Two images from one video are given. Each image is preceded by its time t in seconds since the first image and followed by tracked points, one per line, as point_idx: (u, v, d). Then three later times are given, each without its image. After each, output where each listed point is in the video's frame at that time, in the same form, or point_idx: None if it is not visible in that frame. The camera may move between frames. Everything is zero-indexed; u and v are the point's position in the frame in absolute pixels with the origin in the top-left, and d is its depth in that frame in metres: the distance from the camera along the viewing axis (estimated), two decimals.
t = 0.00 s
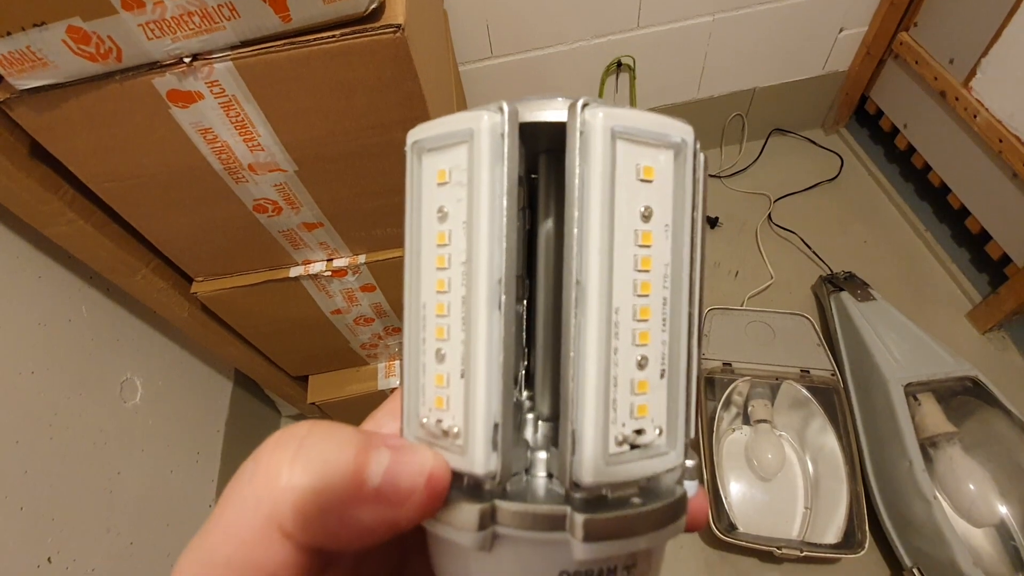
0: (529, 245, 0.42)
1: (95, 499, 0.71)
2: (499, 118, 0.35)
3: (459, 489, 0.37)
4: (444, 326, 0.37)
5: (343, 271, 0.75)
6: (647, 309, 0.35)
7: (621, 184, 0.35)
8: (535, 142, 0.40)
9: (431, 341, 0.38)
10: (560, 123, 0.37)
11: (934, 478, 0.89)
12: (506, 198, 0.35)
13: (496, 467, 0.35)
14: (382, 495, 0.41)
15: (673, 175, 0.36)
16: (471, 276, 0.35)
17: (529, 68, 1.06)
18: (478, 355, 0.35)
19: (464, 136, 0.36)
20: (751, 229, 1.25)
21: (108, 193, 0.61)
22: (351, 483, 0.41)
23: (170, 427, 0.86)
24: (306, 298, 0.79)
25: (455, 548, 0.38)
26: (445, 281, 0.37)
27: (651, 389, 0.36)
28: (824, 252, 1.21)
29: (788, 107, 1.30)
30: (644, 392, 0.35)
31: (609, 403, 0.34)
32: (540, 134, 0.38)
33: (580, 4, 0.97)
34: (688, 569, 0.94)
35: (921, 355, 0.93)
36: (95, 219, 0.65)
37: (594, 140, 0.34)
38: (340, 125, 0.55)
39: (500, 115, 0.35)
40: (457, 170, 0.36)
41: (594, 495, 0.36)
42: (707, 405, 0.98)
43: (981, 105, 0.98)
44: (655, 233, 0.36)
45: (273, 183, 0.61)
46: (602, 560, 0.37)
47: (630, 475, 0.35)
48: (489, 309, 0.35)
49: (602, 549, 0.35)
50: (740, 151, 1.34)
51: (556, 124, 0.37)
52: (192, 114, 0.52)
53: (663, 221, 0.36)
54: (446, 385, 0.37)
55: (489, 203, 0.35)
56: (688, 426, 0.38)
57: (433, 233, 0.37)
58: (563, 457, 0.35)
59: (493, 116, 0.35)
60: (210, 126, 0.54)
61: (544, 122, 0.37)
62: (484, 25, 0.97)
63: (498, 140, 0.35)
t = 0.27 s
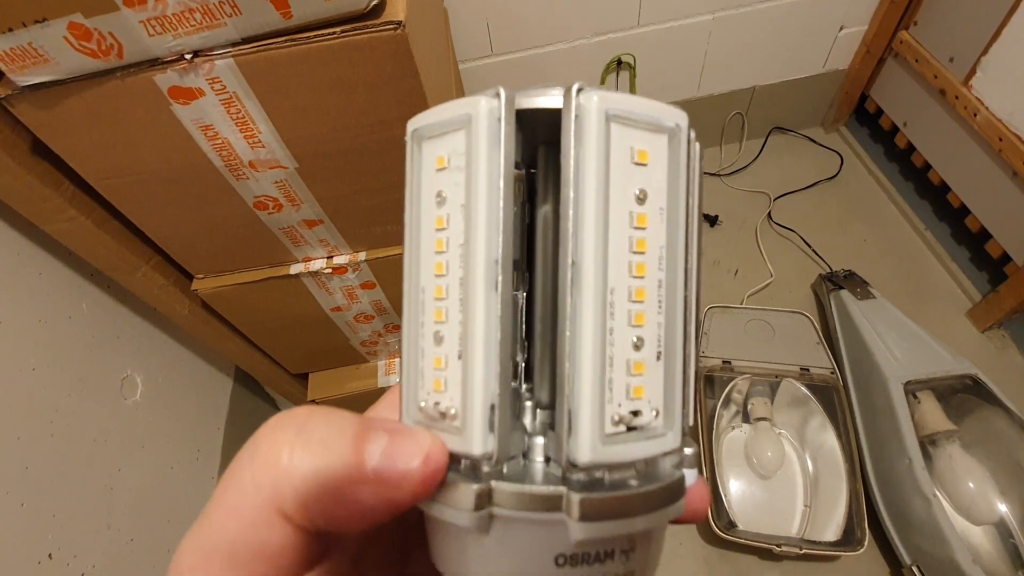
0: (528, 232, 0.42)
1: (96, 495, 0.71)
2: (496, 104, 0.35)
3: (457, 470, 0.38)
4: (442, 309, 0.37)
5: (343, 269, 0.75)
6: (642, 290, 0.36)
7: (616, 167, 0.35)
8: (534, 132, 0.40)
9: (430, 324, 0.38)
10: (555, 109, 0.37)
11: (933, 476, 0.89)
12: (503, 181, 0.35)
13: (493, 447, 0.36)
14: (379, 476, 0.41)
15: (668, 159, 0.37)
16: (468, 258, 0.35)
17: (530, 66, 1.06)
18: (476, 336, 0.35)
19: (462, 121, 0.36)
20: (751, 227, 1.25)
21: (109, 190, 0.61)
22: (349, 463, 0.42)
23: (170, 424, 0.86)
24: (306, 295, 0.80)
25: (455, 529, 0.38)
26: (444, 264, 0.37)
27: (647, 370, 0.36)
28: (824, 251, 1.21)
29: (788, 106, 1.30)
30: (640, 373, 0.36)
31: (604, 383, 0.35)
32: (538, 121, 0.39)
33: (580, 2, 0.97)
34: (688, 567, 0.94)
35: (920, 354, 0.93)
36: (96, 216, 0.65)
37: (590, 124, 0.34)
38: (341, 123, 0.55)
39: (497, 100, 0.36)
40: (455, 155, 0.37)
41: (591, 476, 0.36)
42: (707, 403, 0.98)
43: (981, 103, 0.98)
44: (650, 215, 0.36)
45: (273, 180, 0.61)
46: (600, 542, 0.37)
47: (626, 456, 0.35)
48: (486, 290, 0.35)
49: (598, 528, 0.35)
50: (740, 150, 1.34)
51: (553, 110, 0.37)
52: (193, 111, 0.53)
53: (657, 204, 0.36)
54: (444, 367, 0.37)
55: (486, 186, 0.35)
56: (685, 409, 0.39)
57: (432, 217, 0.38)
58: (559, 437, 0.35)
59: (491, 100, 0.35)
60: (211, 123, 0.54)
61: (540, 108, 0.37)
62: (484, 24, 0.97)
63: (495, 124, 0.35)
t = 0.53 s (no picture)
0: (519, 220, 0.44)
1: (95, 493, 0.71)
2: (481, 91, 0.37)
3: (446, 441, 0.38)
4: (433, 284, 0.38)
5: (343, 267, 0.75)
6: (622, 259, 0.38)
7: (594, 144, 0.38)
8: (525, 128, 0.43)
9: (421, 301, 0.39)
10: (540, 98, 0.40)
11: (933, 475, 0.89)
12: (489, 158, 0.37)
13: (480, 416, 0.36)
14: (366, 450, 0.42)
15: (643, 138, 0.39)
16: (456, 232, 0.37)
17: (529, 64, 1.06)
18: (463, 305, 0.36)
19: (450, 107, 0.38)
20: (750, 226, 1.25)
21: (108, 187, 0.61)
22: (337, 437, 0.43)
23: (170, 422, 0.86)
24: (306, 293, 0.80)
25: (445, 497, 0.38)
26: (434, 242, 0.38)
27: (630, 338, 0.37)
28: (824, 249, 1.21)
29: (788, 104, 1.30)
30: (623, 340, 0.37)
31: (587, 346, 0.36)
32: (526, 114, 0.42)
33: None
34: (687, 565, 0.94)
35: (920, 352, 0.93)
36: (96, 214, 0.65)
37: (567, 104, 0.37)
38: (340, 120, 0.55)
39: (482, 89, 0.37)
40: (444, 139, 0.39)
41: (579, 444, 0.36)
42: (706, 402, 0.98)
43: (982, 102, 0.98)
44: (627, 189, 0.38)
45: (273, 177, 0.61)
46: (587, 513, 0.37)
47: (612, 421, 0.36)
48: (473, 261, 0.36)
49: (583, 491, 0.35)
50: (740, 148, 1.34)
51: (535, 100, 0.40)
52: (193, 108, 0.53)
53: (634, 179, 0.39)
54: (434, 340, 0.38)
55: (473, 163, 0.37)
56: (672, 381, 0.39)
57: (424, 200, 0.39)
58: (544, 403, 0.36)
59: (476, 88, 0.37)
60: (210, 120, 0.54)
61: (524, 96, 0.39)
62: (484, 21, 0.97)
63: (480, 109, 0.37)
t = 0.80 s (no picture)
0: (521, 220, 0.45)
1: (95, 492, 0.71)
2: (481, 92, 0.37)
3: (446, 436, 0.38)
4: (434, 281, 0.38)
5: (343, 266, 0.75)
6: (620, 257, 0.38)
7: (591, 143, 0.38)
8: (525, 130, 0.44)
9: (422, 297, 0.39)
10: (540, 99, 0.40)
11: (932, 474, 0.89)
12: (488, 157, 0.37)
13: (479, 410, 0.36)
14: (366, 445, 0.42)
15: (641, 137, 0.39)
16: (455, 229, 0.37)
17: (529, 63, 1.06)
18: (463, 302, 0.36)
19: (450, 107, 0.38)
20: (750, 225, 1.25)
21: (108, 186, 0.61)
22: (338, 432, 0.43)
23: (170, 421, 0.86)
24: (306, 292, 0.80)
25: (445, 493, 0.38)
26: (435, 240, 0.38)
27: (628, 334, 0.37)
28: (823, 248, 1.21)
29: (788, 103, 1.30)
30: (621, 336, 0.37)
31: (585, 343, 0.36)
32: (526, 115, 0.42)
33: None
34: (686, 564, 0.94)
35: (919, 351, 0.93)
36: (96, 212, 0.65)
37: (565, 103, 0.37)
38: (339, 119, 0.55)
39: (482, 90, 0.37)
40: (445, 139, 0.39)
41: (577, 439, 0.36)
42: (706, 400, 0.98)
43: (981, 101, 0.98)
44: (625, 187, 0.38)
45: (273, 176, 0.62)
46: (585, 507, 0.37)
47: (610, 416, 0.36)
48: (472, 258, 0.36)
49: (580, 486, 0.35)
50: (739, 147, 1.34)
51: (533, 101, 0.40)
52: (192, 106, 0.53)
53: (633, 178, 0.39)
54: (434, 336, 0.38)
55: (472, 162, 0.37)
56: (670, 377, 0.40)
57: (425, 199, 0.39)
58: (542, 398, 0.36)
59: (475, 89, 0.37)
60: (210, 118, 0.54)
61: (523, 97, 0.39)
62: (484, 20, 0.97)
63: (479, 110, 0.37)
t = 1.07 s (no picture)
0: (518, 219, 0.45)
1: (94, 491, 0.71)
2: (474, 90, 0.37)
3: (438, 436, 0.38)
4: (427, 280, 0.38)
5: (342, 266, 0.75)
6: (613, 256, 0.38)
7: (585, 142, 0.38)
8: (519, 126, 0.43)
9: (415, 296, 0.39)
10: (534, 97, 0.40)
11: (931, 474, 0.89)
12: (481, 156, 0.37)
13: (471, 410, 0.36)
14: (357, 440, 0.42)
15: (635, 136, 0.39)
16: (448, 229, 0.37)
17: (529, 63, 1.06)
18: (455, 302, 0.36)
19: (443, 106, 0.38)
20: (750, 225, 1.25)
21: (106, 186, 0.61)
22: (330, 427, 0.43)
23: (169, 420, 0.86)
24: (305, 292, 0.80)
25: (437, 493, 0.38)
26: (428, 239, 0.38)
27: (621, 334, 0.37)
28: (823, 248, 1.21)
29: (787, 103, 1.30)
30: (613, 336, 0.37)
31: (577, 343, 0.36)
32: (522, 113, 0.42)
33: None
34: (685, 564, 0.94)
35: (919, 351, 0.93)
36: (94, 212, 0.65)
37: (558, 101, 0.37)
38: (337, 119, 0.55)
39: (474, 88, 0.37)
40: (438, 137, 0.39)
41: (569, 440, 0.36)
42: (705, 400, 0.98)
43: (981, 101, 0.98)
44: (619, 186, 0.38)
45: (271, 176, 0.61)
46: (576, 509, 0.37)
47: (601, 417, 0.36)
48: (464, 258, 0.36)
49: (571, 489, 0.35)
50: (739, 147, 1.34)
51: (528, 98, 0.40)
52: (190, 106, 0.53)
53: (626, 177, 0.39)
54: (427, 335, 0.38)
55: (465, 160, 0.37)
56: (663, 376, 0.40)
57: (418, 198, 0.39)
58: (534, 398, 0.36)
59: (469, 87, 0.37)
60: (208, 118, 0.54)
61: (519, 95, 0.39)
62: (483, 20, 0.97)
63: (473, 108, 0.37)
